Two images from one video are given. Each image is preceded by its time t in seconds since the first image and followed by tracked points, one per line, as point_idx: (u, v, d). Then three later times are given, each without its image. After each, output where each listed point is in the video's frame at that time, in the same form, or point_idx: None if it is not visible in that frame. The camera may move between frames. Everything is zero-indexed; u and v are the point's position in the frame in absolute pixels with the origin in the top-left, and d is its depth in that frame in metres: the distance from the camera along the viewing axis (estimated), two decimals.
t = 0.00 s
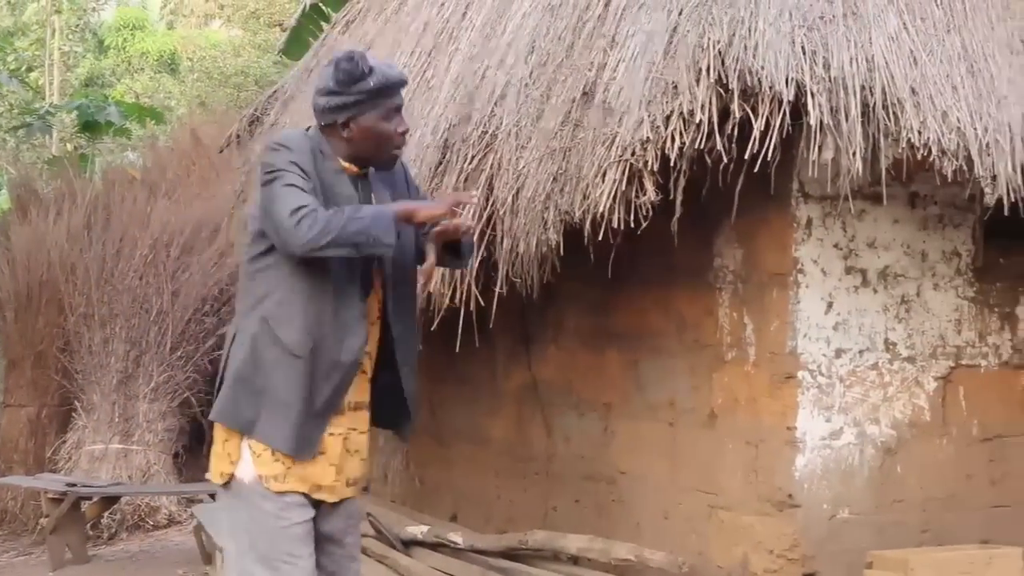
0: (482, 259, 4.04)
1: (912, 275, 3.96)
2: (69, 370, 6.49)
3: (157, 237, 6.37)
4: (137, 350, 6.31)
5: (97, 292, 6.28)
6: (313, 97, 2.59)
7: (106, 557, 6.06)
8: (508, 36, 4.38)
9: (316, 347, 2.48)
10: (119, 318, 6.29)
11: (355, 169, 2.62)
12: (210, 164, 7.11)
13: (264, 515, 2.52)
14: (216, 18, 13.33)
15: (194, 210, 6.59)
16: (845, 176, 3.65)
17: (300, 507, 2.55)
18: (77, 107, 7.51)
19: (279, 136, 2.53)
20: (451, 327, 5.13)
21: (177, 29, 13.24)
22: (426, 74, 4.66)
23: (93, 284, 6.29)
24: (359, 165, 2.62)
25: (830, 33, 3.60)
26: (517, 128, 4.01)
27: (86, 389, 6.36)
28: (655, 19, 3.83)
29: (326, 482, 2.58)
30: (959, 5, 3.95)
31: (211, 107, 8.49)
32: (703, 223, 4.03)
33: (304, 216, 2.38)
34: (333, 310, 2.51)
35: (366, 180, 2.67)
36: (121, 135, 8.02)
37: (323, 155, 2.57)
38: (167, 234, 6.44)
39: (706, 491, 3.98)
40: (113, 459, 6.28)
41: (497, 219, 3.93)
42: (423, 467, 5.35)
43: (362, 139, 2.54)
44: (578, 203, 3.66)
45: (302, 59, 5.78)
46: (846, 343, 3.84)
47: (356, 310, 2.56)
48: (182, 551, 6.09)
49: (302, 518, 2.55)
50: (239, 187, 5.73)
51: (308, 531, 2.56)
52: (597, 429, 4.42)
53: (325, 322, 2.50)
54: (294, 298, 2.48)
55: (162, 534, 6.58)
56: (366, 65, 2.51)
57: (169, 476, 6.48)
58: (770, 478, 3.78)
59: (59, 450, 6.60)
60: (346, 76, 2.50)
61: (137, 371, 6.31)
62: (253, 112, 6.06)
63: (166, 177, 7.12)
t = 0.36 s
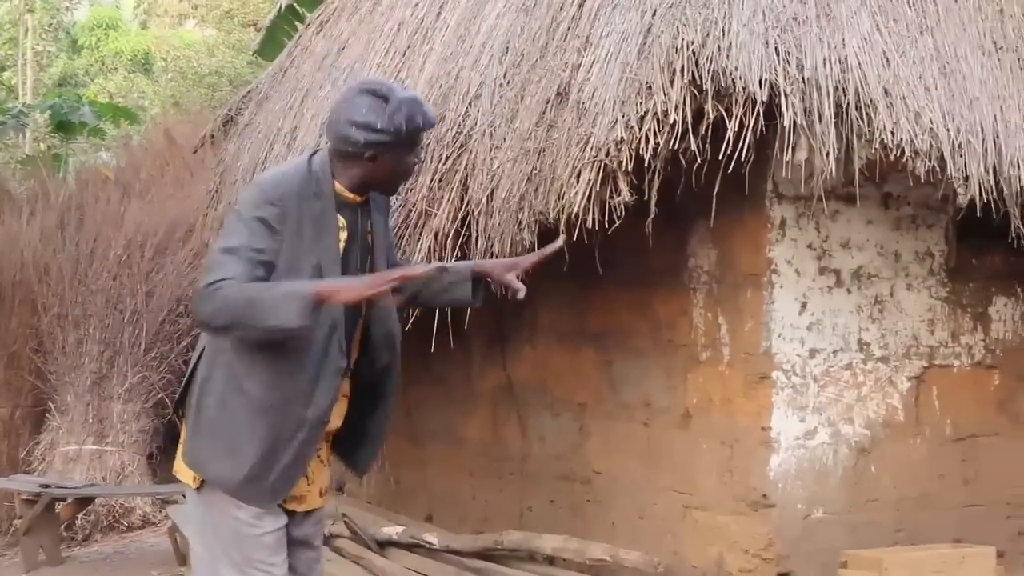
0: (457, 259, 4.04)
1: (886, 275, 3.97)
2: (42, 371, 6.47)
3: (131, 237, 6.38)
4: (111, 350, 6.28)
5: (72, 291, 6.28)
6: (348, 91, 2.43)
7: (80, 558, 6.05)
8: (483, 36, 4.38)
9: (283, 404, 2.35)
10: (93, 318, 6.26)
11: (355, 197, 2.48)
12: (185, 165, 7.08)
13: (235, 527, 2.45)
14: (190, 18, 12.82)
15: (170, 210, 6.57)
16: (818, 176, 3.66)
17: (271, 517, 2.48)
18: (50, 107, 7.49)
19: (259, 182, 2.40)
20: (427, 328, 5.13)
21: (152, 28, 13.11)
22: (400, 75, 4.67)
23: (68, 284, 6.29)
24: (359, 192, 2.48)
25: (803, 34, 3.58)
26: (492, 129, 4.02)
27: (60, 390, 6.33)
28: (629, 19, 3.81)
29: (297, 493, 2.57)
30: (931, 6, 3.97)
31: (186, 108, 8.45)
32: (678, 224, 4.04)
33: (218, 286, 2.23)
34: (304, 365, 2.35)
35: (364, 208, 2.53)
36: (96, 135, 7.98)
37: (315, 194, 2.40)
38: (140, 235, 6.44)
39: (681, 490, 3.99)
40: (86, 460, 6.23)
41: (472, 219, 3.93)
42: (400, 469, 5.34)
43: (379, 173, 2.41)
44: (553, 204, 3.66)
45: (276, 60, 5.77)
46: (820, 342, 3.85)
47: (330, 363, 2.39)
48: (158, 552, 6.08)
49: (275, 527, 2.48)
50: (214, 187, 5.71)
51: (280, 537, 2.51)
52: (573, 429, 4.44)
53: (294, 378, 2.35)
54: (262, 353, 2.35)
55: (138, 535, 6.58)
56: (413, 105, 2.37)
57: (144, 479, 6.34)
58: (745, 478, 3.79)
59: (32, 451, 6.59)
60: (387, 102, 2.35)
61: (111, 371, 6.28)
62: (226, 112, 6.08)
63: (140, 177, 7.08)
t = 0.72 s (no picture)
0: (455, 259, 4.05)
1: (883, 276, 3.97)
2: (41, 371, 6.46)
3: (129, 238, 6.38)
4: (110, 350, 6.29)
5: (70, 292, 6.31)
6: (301, 75, 2.44)
7: (79, 558, 6.06)
8: (480, 37, 4.38)
9: (306, 379, 2.31)
10: (92, 319, 6.28)
11: (345, 168, 2.46)
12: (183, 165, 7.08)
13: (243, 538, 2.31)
14: (188, 19, 12.74)
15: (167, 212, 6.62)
16: (815, 177, 3.67)
17: (292, 529, 2.38)
18: (49, 108, 7.51)
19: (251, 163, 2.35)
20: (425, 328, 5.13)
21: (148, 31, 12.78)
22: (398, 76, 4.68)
23: (66, 284, 6.31)
24: (347, 161, 2.46)
25: (799, 36, 3.59)
26: (489, 130, 4.03)
27: (59, 390, 6.33)
28: (626, 21, 3.81)
29: (326, 500, 2.44)
30: (927, 7, 3.98)
31: (185, 109, 8.45)
32: (675, 224, 4.05)
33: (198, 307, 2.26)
34: (322, 336, 2.33)
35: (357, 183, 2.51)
36: (95, 137, 8.00)
37: (310, 165, 2.37)
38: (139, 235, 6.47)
39: (678, 490, 4.00)
40: (84, 461, 6.22)
41: (470, 219, 3.95)
42: (399, 468, 5.36)
43: (354, 120, 2.39)
44: (550, 205, 3.67)
45: (275, 61, 5.77)
46: (817, 343, 3.85)
47: (349, 330, 2.35)
48: (157, 552, 6.09)
49: (295, 540, 2.38)
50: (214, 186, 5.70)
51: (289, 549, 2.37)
52: (570, 429, 4.45)
53: (313, 351, 2.32)
54: (277, 332, 2.31)
55: (137, 535, 6.59)
56: (370, 40, 2.42)
57: (144, 477, 6.35)
58: (742, 479, 3.80)
59: (32, 450, 6.60)
60: (353, 48, 2.40)
61: (110, 372, 6.28)
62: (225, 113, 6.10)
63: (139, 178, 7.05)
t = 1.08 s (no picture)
0: (453, 260, 4.06)
1: (880, 277, 3.97)
2: (38, 371, 6.42)
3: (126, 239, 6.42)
4: (107, 350, 6.29)
5: (67, 293, 6.30)
6: (276, 77, 2.44)
7: (76, 559, 6.05)
8: (477, 38, 4.38)
9: (307, 377, 2.30)
10: (89, 320, 6.28)
11: (335, 163, 2.47)
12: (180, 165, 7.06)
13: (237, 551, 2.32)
14: (185, 19, 12.74)
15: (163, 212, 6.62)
16: (813, 177, 3.67)
17: (297, 536, 2.36)
18: (46, 108, 7.49)
19: (237, 160, 2.35)
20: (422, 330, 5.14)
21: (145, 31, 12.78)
22: (395, 77, 4.68)
23: (63, 285, 6.31)
24: (337, 154, 2.47)
25: (797, 36, 3.59)
26: (487, 130, 4.02)
27: (55, 391, 6.30)
28: (624, 21, 3.80)
29: (337, 502, 2.40)
30: (926, 8, 3.98)
31: (181, 109, 8.44)
32: (673, 225, 4.05)
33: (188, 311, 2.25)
34: (320, 332, 2.32)
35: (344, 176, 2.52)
36: (91, 137, 7.99)
37: (296, 160, 2.37)
38: (136, 235, 6.47)
39: (676, 491, 3.99)
40: (83, 460, 6.15)
41: (468, 220, 3.95)
42: (397, 469, 5.36)
43: (338, 112, 2.41)
44: (548, 205, 3.66)
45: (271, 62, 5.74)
46: (815, 344, 3.85)
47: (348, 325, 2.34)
48: (154, 553, 6.09)
49: (292, 546, 2.35)
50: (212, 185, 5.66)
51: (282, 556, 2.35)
52: (568, 430, 4.45)
53: (313, 348, 2.31)
54: (275, 330, 2.31)
55: (134, 536, 6.59)
56: (335, 28, 2.42)
57: (141, 478, 6.34)
58: (740, 479, 3.79)
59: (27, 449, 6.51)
60: (317, 40, 2.39)
61: (107, 372, 6.27)
62: (222, 113, 6.10)
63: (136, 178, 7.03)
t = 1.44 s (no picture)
0: (450, 263, 4.07)
1: (878, 279, 3.97)
2: (36, 374, 6.42)
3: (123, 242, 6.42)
4: (105, 353, 6.28)
5: (65, 295, 6.29)
6: (266, 75, 2.44)
7: (74, 562, 6.05)
8: (474, 41, 4.38)
9: (309, 378, 2.31)
10: (87, 323, 6.28)
11: (327, 162, 2.47)
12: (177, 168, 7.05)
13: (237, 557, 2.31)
14: (183, 22, 12.75)
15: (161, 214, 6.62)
16: (811, 180, 3.66)
17: (300, 541, 2.35)
18: (44, 110, 7.47)
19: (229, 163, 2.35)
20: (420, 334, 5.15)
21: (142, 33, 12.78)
22: (392, 79, 4.68)
23: (60, 288, 6.29)
24: (328, 154, 2.47)
25: (794, 39, 3.59)
26: (484, 133, 4.02)
27: (53, 393, 6.29)
28: (622, 24, 3.80)
29: (343, 504, 2.41)
30: (923, 11, 3.98)
31: (179, 112, 8.43)
32: (671, 228, 4.05)
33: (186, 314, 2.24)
34: (319, 332, 2.32)
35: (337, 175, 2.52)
36: (89, 140, 7.97)
37: (288, 161, 2.36)
38: (133, 238, 6.47)
39: (674, 494, 3.99)
40: (81, 463, 6.14)
41: (465, 223, 3.96)
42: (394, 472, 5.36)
43: (329, 111, 2.41)
44: (545, 208, 3.67)
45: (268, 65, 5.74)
46: (813, 346, 3.85)
47: (346, 325, 2.35)
48: (152, 556, 6.09)
49: (293, 552, 2.33)
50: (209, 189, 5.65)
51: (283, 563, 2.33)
52: (565, 433, 4.45)
53: (313, 349, 2.32)
54: (274, 332, 2.30)
55: (131, 538, 6.58)
56: (327, 27, 2.42)
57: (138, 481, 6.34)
58: (738, 482, 3.79)
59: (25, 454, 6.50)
60: (309, 38, 2.39)
61: (104, 375, 6.26)
62: (220, 117, 6.10)
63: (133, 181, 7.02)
